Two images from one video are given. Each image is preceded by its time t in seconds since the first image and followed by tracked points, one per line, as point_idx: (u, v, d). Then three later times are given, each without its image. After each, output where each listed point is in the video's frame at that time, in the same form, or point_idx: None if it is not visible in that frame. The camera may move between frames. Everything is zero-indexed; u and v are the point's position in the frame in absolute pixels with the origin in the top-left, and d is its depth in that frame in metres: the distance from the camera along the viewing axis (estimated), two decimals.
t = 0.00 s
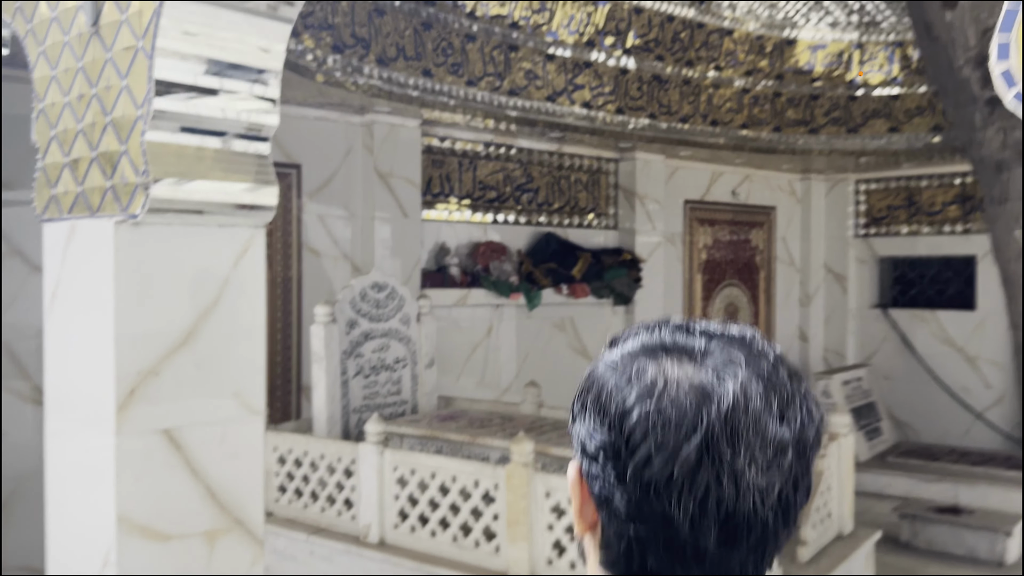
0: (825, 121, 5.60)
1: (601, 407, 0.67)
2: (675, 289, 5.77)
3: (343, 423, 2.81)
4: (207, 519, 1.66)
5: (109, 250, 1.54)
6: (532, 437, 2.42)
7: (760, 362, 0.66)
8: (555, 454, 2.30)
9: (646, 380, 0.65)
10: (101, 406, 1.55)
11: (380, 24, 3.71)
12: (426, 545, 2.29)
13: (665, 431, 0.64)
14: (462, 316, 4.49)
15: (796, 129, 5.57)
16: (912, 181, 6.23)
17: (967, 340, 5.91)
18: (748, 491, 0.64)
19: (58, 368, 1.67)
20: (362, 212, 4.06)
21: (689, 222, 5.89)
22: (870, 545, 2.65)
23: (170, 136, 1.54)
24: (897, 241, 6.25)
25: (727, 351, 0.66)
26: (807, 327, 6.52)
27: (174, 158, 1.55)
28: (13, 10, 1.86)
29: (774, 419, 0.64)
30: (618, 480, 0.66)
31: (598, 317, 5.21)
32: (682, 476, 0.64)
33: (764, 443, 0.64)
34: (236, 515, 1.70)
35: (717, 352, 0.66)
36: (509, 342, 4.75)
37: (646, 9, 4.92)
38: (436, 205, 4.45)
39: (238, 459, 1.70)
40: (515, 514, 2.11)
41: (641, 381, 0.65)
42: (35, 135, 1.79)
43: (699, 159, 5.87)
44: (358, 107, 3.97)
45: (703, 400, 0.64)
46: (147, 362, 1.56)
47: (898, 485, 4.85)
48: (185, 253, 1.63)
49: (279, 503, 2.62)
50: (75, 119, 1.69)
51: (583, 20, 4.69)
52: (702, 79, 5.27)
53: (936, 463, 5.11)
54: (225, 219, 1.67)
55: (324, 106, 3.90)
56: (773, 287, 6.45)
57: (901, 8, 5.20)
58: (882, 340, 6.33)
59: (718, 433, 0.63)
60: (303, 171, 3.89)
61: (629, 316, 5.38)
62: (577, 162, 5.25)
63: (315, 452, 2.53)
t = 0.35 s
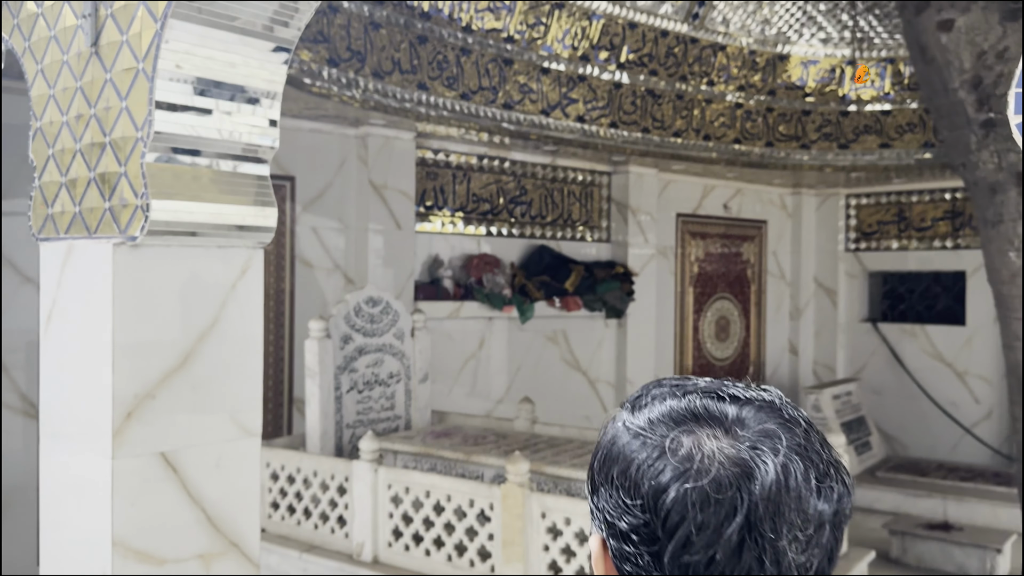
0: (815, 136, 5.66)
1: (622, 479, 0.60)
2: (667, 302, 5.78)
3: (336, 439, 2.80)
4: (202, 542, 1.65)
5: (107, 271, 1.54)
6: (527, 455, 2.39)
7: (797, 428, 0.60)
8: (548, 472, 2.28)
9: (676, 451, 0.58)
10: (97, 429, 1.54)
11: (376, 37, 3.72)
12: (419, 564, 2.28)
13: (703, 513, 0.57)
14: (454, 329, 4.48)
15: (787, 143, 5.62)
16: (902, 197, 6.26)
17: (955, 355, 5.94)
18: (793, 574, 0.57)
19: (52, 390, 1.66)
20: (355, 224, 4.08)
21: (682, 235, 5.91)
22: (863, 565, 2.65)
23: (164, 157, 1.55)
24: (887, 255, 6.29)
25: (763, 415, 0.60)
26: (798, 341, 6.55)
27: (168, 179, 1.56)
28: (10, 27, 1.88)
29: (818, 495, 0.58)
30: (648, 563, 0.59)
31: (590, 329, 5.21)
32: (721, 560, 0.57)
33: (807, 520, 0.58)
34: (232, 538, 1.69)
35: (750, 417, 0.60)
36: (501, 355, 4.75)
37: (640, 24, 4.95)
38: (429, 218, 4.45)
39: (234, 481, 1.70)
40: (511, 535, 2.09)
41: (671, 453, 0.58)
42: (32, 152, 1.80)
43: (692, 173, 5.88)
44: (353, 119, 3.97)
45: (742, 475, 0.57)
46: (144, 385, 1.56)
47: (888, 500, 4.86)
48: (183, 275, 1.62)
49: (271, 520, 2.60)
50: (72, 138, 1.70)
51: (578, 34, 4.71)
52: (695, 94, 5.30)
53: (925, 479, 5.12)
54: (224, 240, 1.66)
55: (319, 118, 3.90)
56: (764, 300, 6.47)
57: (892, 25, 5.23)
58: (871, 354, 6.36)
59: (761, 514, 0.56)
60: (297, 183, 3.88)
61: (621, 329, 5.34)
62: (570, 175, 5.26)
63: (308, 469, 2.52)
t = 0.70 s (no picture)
0: (816, 141, 5.64)
1: (672, 536, 0.67)
2: (667, 305, 5.80)
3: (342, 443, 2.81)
4: (213, 550, 1.67)
5: (121, 281, 1.54)
6: (532, 461, 2.40)
7: (839, 474, 0.66)
8: (553, 478, 2.29)
9: (728, 508, 0.65)
10: (109, 438, 1.55)
11: (382, 43, 3.75)
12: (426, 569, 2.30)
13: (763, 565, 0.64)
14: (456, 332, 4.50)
15: (788, 149, 5.60)
16: (903, 203, 6.28)
17: (954, 360, 5.97)
18: None
19: (63, 398, 1.67)
20: (359, 227, 4.11)
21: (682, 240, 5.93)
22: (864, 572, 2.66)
23: (168, 167, 1.56)
24: (886, 260, 6.30)
25: (807, 464, 0.66)
26: (797, 345, 6.59)
27: (183, 190, 1.58)
28: (21, 33, 1.83)
29: (879, 547, 0.63)
30: None
31: (591, 333, 5.23)
32: None
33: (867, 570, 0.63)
34: (241, 545, 1.71)
35: (795, 470, 0.66)
36: (503, 358, 4.77)
37: (643, 29, 4.98)
38: (432, 222, 4.49)
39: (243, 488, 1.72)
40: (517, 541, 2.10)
41: (721, 510, 0.66)
42: (44, 159, 1.79)
43: (693, 178, 5.91)
44: (358, 123, 3.99)
45: (799, 529, 0.64)
46: (156, 394, 1.57)
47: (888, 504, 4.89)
48: (196, 284, 1.63)
49: (276, 524, 2.62)
50: (86, 147, 1.69)
51: (582, 39, 4.74)
52: (697, 100, 5.31)
53: (925, 484, 5.14)
54: (237, 248, 1.68)
55: (325, 122, 3.91)
56: (763, 304, 6.51)
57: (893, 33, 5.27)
58: (869, 359, 6.39)
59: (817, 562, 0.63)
60: (302, 187, 3.90)
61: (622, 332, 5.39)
62: (572, 179, 5.28)
63: (314, 474, 2.54)
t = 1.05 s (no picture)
0: (818, 143, 5.66)
1: None
2: (668, 306, 5.80)
3: (346, 444, 2.82)
4: (223, 555, 1.67)
5: (129, 285, 1.54)
6: (537, 464, 2.41)
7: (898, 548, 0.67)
8: (559, 481, 2.29)
9: None
10: (117, 443, 1.55)
11: (385, 44, 3.75)
12: (430, 571, 2.30)
13: None
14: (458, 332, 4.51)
15: (789, 151, 5.63)
16: (903, 205, 6.29)
17: (953, 362, 5.99)
18: None
19: (72, 403, 1.67)
20: (362, 228, 4.11)
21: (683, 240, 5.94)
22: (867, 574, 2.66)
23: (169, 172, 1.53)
24: (885, 261, 6.32)
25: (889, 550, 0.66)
26: (796, 345, 6.61)
27: (191, 194, 1.57)
28: (29, 35, 1.83)
29: None
30: None
31: (592, 333, 5.24)
32: None
33: None
34: (250, 551, 1.71)
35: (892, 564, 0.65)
36: (504, 358, 4.77)
37: (645, 31, 4.98)
38: (435, 222, 4.50)
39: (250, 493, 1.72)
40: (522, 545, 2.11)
41: None
42: (52, 161, 1.79)
43: (694, 179, 5.91)
44: (361, 124, 3.99)
45: None
46: (164, 398, 1.57)
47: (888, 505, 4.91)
48: (205, 289, 1.64)
49: (280, 524, 2.63)
50: (93, 149, 1.68)
51: (585, 41, 4.74)
52: (698, 101, 5.32)
53: (925, 485, 5.15)
54: (245, 252, 1.68)
55: (329, 122, 3.92)
56: (763, 305, 6.53)
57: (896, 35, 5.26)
58: (869, 360, 6.41)
59: None
60: (305, 187, 3.90)
61: (623, 333, 5.41)
62: (573, 180, 5.29)
63: (319, 475, 2.55)
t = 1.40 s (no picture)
0: (822, 138, 5.62)
1: None
2: (671, 301, 5.78)
3: (347, 440, 2.80)
4: (224, 556, 1.65)
5: (129, 284, 1.51)
6: (540, 462, 2.39)
7: None
8: (562, 480, 2.27)
9: None
10: (117, 444, 1.53)
11: (388, 36, 3.72)
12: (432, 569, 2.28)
13: None
14: (459, 326, 4.49)
15: (794, 145, 5.58)
16: (907, 200, 6.25)
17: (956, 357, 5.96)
18: None
19: (70, 403, 1.65)
20: (364, 222, 4.08)
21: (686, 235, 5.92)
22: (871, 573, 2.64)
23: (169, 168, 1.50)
24: (889, 256, 6.28)
25: None
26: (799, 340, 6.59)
27: (192, 191, 1.54)
28: (27, 27, 1.79)
29: None
30: None
31: (594, 328, 5.22)
32: None
33: None
34: (252, 553, 1.69)
35: None
36: (505, 353, 4.75)
37: (649, 23, 4.94)
38: (437, 216, 4.47)
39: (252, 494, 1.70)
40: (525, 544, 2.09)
41: None
42: (51, 156, 1.76)
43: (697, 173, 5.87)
44: (363, 117, 3.96)
45: None
46: (165, 399, 1.55)
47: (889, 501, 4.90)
48: (207, 288, 1.61)
49: (282, 521, 2.61)
50: (93, 145, 1.65)
51: (589, 33, 4.71)
52: (703, 94, 5.28)
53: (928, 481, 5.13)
54: (246, 251, 1.65)
55: (331, 115, 3.88)
56: (766, 300, 6.50)
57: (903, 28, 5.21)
58: (871, 355, 6.39)
59: None
60: (307, 180, 3.87)
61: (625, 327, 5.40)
62: (576, 174, 5.25)
63: (321, 472, 2.53)
